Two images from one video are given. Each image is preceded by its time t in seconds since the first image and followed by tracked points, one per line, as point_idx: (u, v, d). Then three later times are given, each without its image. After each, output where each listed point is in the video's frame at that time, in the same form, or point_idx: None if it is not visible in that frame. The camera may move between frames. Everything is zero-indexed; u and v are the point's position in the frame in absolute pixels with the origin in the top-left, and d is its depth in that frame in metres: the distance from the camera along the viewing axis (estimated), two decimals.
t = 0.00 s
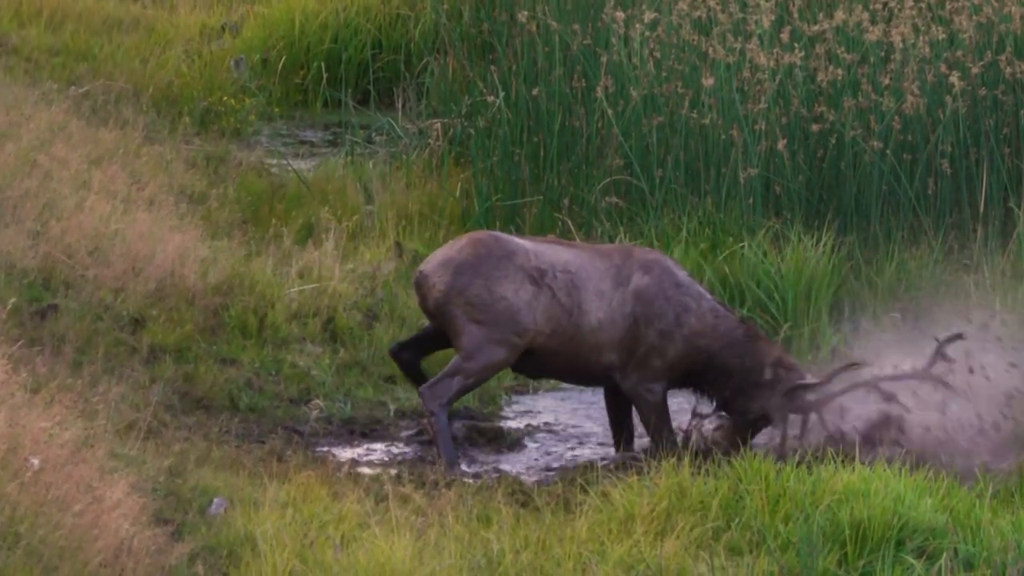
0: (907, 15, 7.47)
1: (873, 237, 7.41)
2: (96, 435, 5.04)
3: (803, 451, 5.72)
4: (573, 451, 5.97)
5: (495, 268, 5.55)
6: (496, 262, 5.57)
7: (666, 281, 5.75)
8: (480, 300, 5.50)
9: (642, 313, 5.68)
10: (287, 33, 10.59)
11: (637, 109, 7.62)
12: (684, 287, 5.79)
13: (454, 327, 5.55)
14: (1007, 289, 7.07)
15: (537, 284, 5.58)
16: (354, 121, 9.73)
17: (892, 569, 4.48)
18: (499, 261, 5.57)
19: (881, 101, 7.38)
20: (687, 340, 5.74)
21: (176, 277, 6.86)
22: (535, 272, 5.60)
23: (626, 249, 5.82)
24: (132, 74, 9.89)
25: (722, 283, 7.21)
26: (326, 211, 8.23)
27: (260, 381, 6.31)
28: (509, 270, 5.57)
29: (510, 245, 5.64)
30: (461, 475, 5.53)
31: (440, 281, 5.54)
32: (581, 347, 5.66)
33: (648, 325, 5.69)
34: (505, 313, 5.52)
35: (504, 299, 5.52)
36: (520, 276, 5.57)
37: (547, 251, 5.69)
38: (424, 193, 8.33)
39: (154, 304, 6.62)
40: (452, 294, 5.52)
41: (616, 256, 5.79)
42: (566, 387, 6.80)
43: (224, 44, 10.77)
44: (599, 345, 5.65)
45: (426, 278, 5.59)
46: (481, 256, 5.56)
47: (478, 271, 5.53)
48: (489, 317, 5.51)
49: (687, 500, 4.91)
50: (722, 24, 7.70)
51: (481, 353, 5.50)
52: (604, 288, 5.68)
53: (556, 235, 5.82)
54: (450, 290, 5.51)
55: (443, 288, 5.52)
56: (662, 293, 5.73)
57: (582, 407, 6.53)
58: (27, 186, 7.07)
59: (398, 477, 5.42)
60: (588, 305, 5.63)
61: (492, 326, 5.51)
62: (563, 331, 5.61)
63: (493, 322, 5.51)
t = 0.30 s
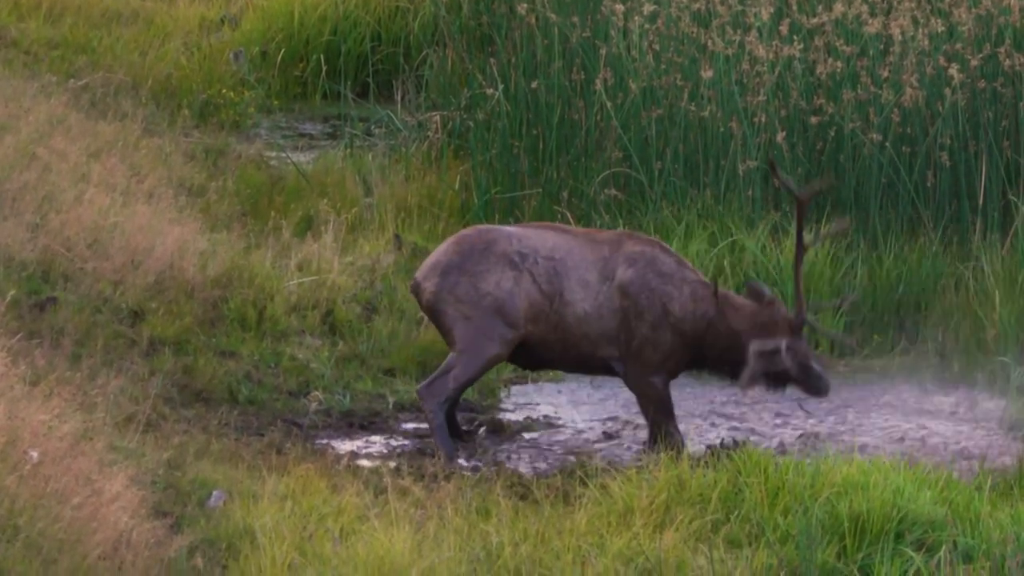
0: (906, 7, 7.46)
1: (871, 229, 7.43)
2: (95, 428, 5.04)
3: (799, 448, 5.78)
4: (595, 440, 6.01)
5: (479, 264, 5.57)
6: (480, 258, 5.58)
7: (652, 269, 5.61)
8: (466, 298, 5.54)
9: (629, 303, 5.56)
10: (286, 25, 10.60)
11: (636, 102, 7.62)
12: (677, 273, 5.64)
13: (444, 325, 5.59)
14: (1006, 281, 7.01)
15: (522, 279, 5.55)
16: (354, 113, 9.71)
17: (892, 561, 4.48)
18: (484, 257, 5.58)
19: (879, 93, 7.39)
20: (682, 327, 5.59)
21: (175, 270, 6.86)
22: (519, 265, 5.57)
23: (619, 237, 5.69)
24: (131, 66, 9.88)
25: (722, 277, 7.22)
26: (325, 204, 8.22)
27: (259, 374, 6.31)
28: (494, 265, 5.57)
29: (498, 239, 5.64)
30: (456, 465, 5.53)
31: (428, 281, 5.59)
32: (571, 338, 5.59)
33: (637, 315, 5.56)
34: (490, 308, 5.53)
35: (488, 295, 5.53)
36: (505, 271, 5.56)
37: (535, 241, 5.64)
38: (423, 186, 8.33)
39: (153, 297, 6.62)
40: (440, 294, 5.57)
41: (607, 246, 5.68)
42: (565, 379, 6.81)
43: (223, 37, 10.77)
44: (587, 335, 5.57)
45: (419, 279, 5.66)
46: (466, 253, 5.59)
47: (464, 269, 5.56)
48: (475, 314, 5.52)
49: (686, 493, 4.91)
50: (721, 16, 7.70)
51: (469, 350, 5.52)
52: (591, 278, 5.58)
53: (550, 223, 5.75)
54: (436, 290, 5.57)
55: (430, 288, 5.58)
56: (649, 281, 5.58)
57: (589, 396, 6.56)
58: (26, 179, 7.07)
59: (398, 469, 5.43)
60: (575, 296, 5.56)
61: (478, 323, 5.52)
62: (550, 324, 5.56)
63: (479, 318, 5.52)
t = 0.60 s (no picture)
0: (904, 2, 7.45)
1: (870, 224, 7.43)
2: (94, 424, 5.03)
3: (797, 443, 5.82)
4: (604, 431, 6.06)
5: (485, 256, 5.54)
6: (487, 250, 5.55)
7: (659, 266, 5.72)
8: (472, 289, 5.50)
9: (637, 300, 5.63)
10: (285, 21, 10.58)
11: (635, 97, 7.63)
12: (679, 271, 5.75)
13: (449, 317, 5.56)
14: (1004, 274, 6.92)
15: (529, 272, 5.55)
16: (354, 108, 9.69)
17: (891, 556, 4.49)
18: (491, 249, 5.55)
19: (878, 88, 7.39)
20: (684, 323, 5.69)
21: (174, 264, 6.86)
22: (527, 258, 5.56)
23: (625, 237, 5.77)
24: (130, 61, 9.88)
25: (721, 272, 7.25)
26: (323, 198, 8.23)
27: (258, 368, 6.31)
28: (501, 258, 5.54)
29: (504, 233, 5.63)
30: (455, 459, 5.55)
31: (433, 272, 5.56)
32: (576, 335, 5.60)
33: (644, 312, 5.63)
34: (496, 301, 5.51)
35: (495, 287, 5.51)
36: (512, 264, 5.54)
37: (540, 236, 5.64)
38: (422, 180, 8.34)
39: (152, 292, 6.62)
40: (445, 286, 5.54)
41: (613, 245, 5.74)
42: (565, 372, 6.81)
43: (222, 32, 10.77)
44: (592, 332, 5.59)
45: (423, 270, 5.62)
46: (473, 244, 5.56)
47: (470, 261, 5.53)
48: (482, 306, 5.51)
49: (685, 487, 4.92)
50: (719, 11, 7.72)
51: (475, 343, 5.50)
52: (598, 275, 5.63)
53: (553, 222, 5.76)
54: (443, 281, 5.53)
55: (436, 280, 5.55)
56: (656, 278, 5.69)
57: (589, 389, 6.60)
58: (25, 174, 7.07)
59: (396, 464, 5.43)
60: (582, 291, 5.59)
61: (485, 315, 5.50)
62: (554, 319, 5.56)
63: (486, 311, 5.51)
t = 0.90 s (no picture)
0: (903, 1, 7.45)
1: (870, 223, 7.43)
2: (93, 422, 5.03)
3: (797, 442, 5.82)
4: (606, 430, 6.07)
5: (545, 260, 5.39)
6: (542, 253, 5.41)
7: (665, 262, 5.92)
8: (543, 295, 5.37)
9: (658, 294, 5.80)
10: (284, 19, 10.57)
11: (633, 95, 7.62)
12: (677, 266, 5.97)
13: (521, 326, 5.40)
14: (1004, 273, 6.89)
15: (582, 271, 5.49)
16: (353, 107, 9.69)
17: (890, 554, 4.49)
18: (547, 253, 5.41)
19: (877, 87, 7.40)
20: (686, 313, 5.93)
21: (173, 263, 6.86)
22: (575, 255, 5.49)
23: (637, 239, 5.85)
24: (129, 60, 9.87)
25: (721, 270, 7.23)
26: (322, 197, 8.22)
27: (257, 367, 6.32)
28: (556, 260, 5.42)
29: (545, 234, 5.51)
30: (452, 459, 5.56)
31: (497, 283, 5.34)
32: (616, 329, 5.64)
33: (665, 303, 5.81)
34: (563, 301, 5.42)
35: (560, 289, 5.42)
36: (569, 265, 5.46)
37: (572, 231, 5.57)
38: (422, 179, 8.34)
39: (151, 291, 6.62)
40: (510, 296, 5.35)
41: (628, 243, 5.80)
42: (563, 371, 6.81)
43: (220, 31, 10.76)
44: (632, 324, 5.66)
45: (476, 283, 5.38)
46: (530, 252, 5.39)
47: (535, 269, 5.38)
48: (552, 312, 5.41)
49: (684, 486, 4.92)
50: (718, 10, 7.73)
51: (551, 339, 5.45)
52: (630, 268, 5.68)
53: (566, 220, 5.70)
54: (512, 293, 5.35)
55: (500, 291, 5.34)
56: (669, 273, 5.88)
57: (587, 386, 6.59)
58: (24, 173, 7.07)
59: (395, 463, 5.43)
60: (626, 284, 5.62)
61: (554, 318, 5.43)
62: (608, 311, 5.57)
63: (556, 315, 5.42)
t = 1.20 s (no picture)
0: (902, 3, 7.45)
1: (869, 224, 7.43)
2: (92, 424, 5.03)
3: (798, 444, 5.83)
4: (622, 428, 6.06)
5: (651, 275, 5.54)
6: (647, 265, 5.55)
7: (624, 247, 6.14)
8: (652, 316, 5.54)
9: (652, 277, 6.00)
10: (283, 20, 10.57)
11: (633, 97, 7.61)
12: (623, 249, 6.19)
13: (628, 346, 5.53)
14: (1003, 271, 6.87)
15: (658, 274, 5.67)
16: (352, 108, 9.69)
17: (889, 557, 4.49)
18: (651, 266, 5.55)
19: (877, 88, 7.39)
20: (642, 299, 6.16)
21: (173, 265, 6.85)
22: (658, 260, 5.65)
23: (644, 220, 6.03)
24: (129, 61, 9.86)
25: (721, 269, 7.21)
26: (322, 199, 8.21)
27: (256, 369, 6.32)
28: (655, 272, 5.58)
29: (632, 233, 5.58)
30: (452, 461, 5.55)
31: (619, 304, 5.42)
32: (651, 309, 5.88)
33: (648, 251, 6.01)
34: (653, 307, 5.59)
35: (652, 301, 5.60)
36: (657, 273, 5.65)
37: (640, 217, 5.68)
38: (420, 180, 8.35)
39: (151, 292, 6.62)
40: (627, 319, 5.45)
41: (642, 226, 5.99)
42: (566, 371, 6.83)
43: (219, 32, 10.76)
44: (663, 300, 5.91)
45: (595, 301, 5.42)
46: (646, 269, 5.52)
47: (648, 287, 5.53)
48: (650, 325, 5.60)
49: (684, 488, 4.92)
50: (717, 12, 7.70)
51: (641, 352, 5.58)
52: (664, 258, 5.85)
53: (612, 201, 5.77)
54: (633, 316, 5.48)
55: (621, 316, 5.42)
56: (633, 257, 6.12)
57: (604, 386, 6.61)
58: (23, 174, 7.06)
59: (394, 464, 5.42)
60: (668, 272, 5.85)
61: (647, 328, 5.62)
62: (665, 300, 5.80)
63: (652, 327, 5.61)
